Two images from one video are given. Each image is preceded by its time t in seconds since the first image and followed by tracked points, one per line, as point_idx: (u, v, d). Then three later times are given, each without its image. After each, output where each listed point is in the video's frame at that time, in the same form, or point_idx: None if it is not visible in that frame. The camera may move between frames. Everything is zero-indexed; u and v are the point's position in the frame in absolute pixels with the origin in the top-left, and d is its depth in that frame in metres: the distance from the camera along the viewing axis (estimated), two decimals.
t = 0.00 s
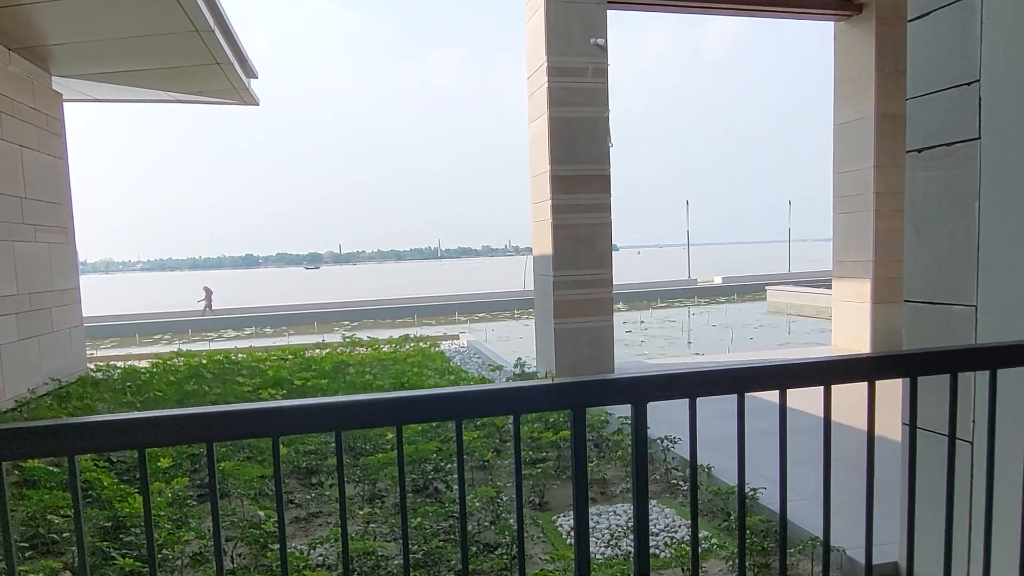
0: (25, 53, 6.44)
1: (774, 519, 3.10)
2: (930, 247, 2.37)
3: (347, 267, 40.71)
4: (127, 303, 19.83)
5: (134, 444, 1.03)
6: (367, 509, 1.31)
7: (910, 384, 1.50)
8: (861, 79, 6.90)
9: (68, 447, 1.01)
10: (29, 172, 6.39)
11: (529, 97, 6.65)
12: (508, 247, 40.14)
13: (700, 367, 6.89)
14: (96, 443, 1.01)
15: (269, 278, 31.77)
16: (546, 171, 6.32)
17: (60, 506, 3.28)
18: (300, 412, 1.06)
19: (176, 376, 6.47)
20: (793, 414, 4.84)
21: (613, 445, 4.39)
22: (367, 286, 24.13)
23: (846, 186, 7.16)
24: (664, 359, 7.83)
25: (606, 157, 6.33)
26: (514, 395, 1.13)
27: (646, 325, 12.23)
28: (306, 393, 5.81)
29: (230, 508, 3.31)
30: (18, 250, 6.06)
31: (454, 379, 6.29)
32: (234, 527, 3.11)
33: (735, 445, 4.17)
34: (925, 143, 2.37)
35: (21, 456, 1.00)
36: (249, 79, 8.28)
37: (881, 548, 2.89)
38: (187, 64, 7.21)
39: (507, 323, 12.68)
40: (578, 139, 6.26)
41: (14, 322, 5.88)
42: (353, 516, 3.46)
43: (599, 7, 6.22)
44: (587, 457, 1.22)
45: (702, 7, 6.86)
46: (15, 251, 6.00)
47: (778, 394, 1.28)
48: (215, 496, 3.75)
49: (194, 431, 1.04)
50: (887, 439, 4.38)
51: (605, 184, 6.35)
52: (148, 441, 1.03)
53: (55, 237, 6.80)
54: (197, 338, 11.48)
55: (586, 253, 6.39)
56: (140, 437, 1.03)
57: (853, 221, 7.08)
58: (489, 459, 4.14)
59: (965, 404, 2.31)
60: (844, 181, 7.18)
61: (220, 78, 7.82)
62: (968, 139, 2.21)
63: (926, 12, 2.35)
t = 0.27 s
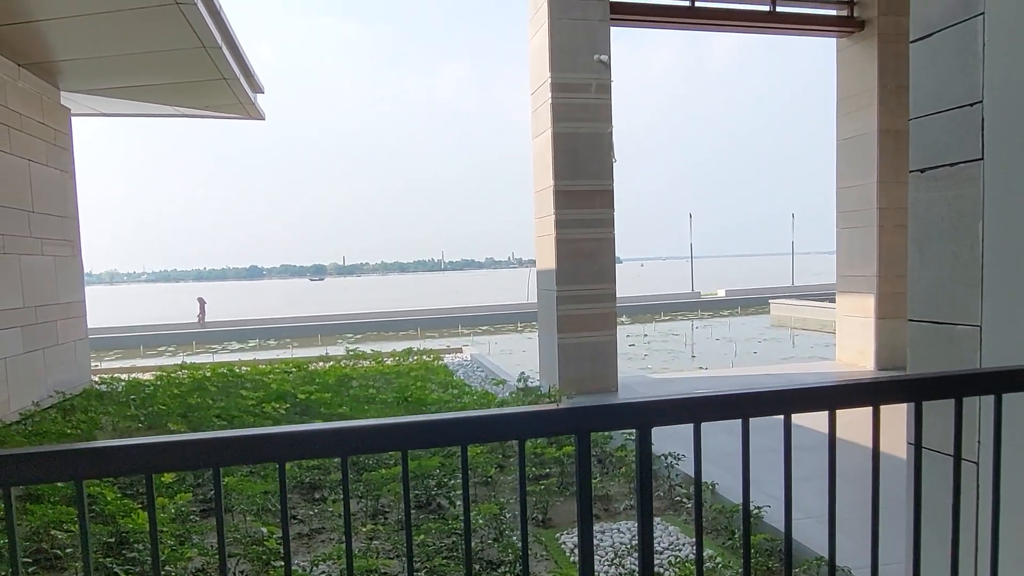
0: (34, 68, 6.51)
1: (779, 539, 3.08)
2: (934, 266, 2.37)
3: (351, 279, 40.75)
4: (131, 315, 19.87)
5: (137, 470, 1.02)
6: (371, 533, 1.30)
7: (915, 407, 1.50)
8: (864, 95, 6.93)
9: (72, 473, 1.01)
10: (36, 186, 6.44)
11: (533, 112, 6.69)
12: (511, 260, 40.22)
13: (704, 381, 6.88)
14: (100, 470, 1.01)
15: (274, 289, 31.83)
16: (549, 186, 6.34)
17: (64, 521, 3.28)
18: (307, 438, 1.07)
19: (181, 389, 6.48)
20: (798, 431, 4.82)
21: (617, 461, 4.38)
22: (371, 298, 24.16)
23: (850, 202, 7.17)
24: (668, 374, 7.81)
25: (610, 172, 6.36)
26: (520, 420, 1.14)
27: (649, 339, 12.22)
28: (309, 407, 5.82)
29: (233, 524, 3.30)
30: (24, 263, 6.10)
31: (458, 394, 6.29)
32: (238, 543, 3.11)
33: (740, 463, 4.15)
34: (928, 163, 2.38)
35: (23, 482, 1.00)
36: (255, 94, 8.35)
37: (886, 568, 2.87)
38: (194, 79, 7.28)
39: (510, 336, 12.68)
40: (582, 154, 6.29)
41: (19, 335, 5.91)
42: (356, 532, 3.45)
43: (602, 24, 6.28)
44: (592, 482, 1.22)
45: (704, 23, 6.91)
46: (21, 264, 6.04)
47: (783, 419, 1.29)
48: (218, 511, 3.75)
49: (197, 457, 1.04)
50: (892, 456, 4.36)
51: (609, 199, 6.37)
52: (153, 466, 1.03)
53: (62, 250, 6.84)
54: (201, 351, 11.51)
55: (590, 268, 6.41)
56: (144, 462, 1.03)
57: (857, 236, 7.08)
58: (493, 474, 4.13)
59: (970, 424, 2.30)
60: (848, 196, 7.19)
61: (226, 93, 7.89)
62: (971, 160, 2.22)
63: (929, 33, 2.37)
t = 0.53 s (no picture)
0: (40, 84, 6.58)
1: (783, 557, 3.06)
2: (936, 286, 2.38)
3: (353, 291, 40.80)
4: (134, 327, 19.91)
5: (136, 497, 1.01)
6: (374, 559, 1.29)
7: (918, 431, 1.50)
8: (865, 111, 6.97)
9: (71, 500, 1.00)
10: (42, 200, 6.49)
11: (536, 128, 6.73)
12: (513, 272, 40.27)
13: (706, 396, 6.86)
14: (99, 497, 1.00)
15: (276, 301, 31.88)
16: (552, 201, 6.37)
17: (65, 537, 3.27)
18: (310, 464, 1.06)
19: (183, 403, 6.48)
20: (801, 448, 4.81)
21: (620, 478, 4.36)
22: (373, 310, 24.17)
23: (852, 217, 7.19)
24: (671, 388, 7.80)
25: (612, 187, 6.39)
26: (523, 445, 1.14)
27: (652, 353, 12.20)
28: (311, 421, 5.81)
29: (234, 542, 3.29)
30: (29, 277, 6.13)
31: (460, 408, 6.28)
32: (239, 560, 3.10)
33: (743, 480, 4.14)
34: (930, 183, 2.40)
35: (20, 510, 0.99)
36: (259, 109, 8.42)
37: None
38: (199, 94, 7.34)
39: (512, 350, 12.67)
40: (584, 170, 6.33)
41: (23, 349, 5.92)
42: (358, 550, 3.43)
43: (604, 41, 6.34)
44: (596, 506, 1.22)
45: (706, 40, 6.97)
46: (26, 278, 6.06)
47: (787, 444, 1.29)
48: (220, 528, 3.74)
49: (197, 484, 1.04)
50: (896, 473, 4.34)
51: (611, 214, 6.40)
52: (152, 493, 1.02)
53: (66, 264, 6.87)
54: (203, 364, 11.51)
55: (592, 283, 6.42)
56: (142, 489, 1.02)
57: (859, 252, 7.10)
58: (495, 491, 4.12)
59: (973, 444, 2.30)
60: (849, 212, 7.21)
61: (231, 107, 7.95)
62: (972, 180, 2.24)
63: (929, 54, 2.39)
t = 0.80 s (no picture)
0: (46, 98, 6.63)
1: None
2: (937, 305, 2.39)
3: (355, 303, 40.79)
4: (136, 338, 19.92)
5: (138, 522, 1.02)
6: None
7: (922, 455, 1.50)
8: (865, 126, 7.01)
9: (74, 524, 1.00)
10: (46, 214, 6.52)
11: (538, 142, 6.77)
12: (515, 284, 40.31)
13: (708, 410, 6.84)
14: (101, 522, 1.01)
15: (278, 313, 31.88)
16: (553, 215, 6.39)
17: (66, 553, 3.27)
18: (312, 488, 1.07)
19: (184, 416, 6.48)
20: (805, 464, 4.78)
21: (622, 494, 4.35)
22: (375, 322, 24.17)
23: (853, 231, 7.20)
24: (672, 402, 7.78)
25: (613, 201, 6.41)
26: (523, 469, 1.15)
27: (653, 365, 12.18)
28: (312, 435, 5.80)
29: (234, 558, 3.28)
30: (32, 290, 6.15)
31: (461, 422, 6.27)
32: None
33: (746, 497, 4.12)
34: (931, 203, 2.41)
35: (22, 536, 0.99)
36: (263, 123, 8.48)
37: None
38: (203, 109, 7.40)
39: (513, 362, 12.65)
40: (585, 184, 6.35)
41: (25, 362, 5.93)
42: (358, 566, 3.41)
43: (605, 57, 6.39)
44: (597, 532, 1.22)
45: (707, 56, 7.03)
46: (29, 291, 6.09)
47: (789, 468, 1.29)
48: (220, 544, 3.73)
49: (197, 510, 1.04)
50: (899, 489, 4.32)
51: (612, 228, 6.42)
52: (153, 518, 1.02)
53: (69, 277, 6.90)
54: (205, 376, 11.51)
55: (594, 297, 6.43)
56: (143, 513, 1.02)
57: (860, 266, 7.10)
58: (496, 507, 4.11)
59: (976, 462, 2.29)
60: (851, 226, 7.22)
61: (235, 122, 8.01)
62: (973, 201, 2.25)
63: (929, 74, 2.41)
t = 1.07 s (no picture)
0: (50, 109, 6.67)
1: None
2: (938, 320, 2.39)
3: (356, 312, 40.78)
4: (137, 347, 19.92)
5: (139, 542, 1.02)
6: None
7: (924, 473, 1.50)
8: (865, 137, 7.03)
9: (75, 546, 1.01)
10: (48, 224, 6.54)
11: (539, 154, 6.79)
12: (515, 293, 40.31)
13: (709, 422, 6.82)
14: (102, 543, 1.01)
15: (279, 322, 31.88)
16: (554, 226, 6.41)
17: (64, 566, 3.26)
18: (313, 509, 1.07)
19: (184, 427, 6.46)
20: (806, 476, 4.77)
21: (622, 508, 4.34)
22: (376, 331, 24.17)
23: (853, 242, 7.21)
24: (673, 413, 7.76)
25: (614, 213, 6.43)
26: (524, 488, 1.15)
27: (654, 376, 12.16)
28: (313, 446, 5.79)
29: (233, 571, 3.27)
30: (34, 300, 6.16)
31: (461, 433, 6.26)
32: None
33: (747, 511, 4.11)
34: (931, 218, 2.42)
35: (22, 558, 1.00)
36: (265, 133, 8.51)
37: None
38: (206, 120, 7.44)
39: (514, 372, 12.63)
40: (586, 196, 6.37)
41: (26, 372, 5.94)
42: None
43: (606, 69, 6.43)
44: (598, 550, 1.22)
45: (707, 68, 7.07)
46: (31, 301, 6.10)
47: (790, 487, 1.29)
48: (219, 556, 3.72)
49: (198, 531, 1.04)
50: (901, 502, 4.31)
51: (613, 240, 6.43)
52: (154, 539, 1.02)
53: (71, 287, 6.92)
54: (205, 386, 11.50)
55: (595, 308, 6.44)
56: (144, 533, 1.03)
57: (861, 277, 7.11)
58: (497, 519, 4.09)
59: (977, 479, 2.29)
60: (851, 237, 7.23)
61: (237, 132, 8.05)
62: (972, 216, 2.25)
63: (928, 90, 2.43)
